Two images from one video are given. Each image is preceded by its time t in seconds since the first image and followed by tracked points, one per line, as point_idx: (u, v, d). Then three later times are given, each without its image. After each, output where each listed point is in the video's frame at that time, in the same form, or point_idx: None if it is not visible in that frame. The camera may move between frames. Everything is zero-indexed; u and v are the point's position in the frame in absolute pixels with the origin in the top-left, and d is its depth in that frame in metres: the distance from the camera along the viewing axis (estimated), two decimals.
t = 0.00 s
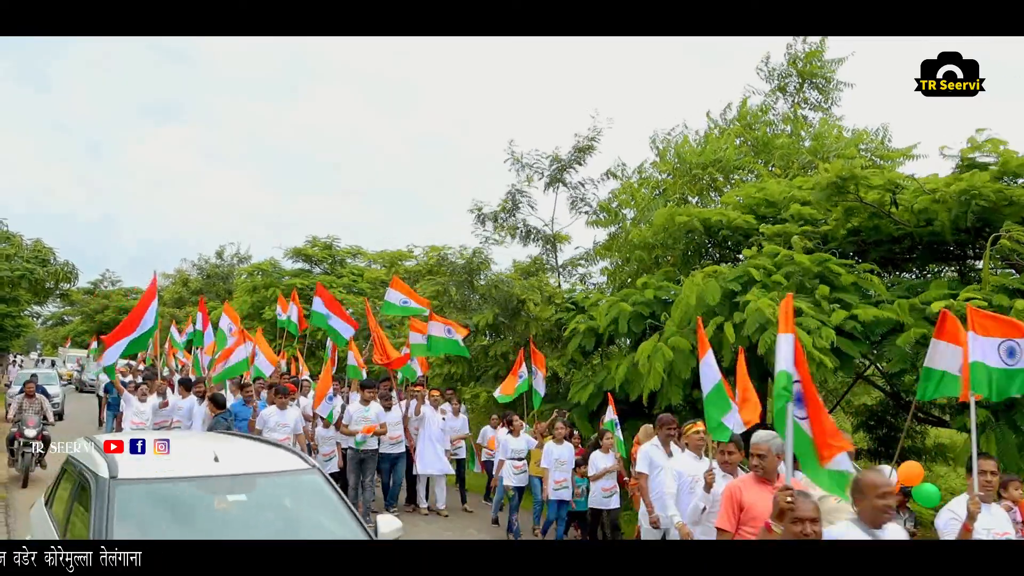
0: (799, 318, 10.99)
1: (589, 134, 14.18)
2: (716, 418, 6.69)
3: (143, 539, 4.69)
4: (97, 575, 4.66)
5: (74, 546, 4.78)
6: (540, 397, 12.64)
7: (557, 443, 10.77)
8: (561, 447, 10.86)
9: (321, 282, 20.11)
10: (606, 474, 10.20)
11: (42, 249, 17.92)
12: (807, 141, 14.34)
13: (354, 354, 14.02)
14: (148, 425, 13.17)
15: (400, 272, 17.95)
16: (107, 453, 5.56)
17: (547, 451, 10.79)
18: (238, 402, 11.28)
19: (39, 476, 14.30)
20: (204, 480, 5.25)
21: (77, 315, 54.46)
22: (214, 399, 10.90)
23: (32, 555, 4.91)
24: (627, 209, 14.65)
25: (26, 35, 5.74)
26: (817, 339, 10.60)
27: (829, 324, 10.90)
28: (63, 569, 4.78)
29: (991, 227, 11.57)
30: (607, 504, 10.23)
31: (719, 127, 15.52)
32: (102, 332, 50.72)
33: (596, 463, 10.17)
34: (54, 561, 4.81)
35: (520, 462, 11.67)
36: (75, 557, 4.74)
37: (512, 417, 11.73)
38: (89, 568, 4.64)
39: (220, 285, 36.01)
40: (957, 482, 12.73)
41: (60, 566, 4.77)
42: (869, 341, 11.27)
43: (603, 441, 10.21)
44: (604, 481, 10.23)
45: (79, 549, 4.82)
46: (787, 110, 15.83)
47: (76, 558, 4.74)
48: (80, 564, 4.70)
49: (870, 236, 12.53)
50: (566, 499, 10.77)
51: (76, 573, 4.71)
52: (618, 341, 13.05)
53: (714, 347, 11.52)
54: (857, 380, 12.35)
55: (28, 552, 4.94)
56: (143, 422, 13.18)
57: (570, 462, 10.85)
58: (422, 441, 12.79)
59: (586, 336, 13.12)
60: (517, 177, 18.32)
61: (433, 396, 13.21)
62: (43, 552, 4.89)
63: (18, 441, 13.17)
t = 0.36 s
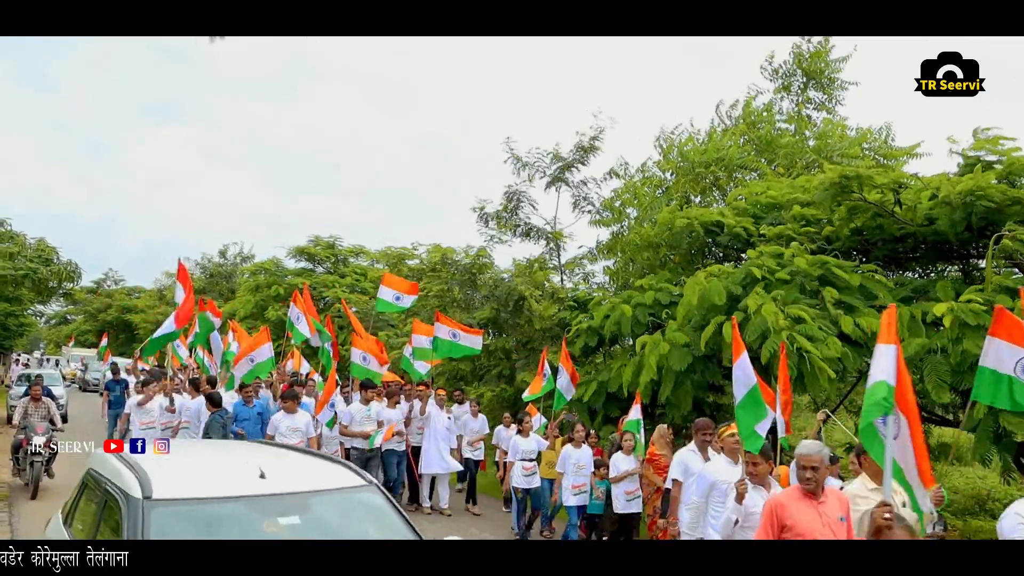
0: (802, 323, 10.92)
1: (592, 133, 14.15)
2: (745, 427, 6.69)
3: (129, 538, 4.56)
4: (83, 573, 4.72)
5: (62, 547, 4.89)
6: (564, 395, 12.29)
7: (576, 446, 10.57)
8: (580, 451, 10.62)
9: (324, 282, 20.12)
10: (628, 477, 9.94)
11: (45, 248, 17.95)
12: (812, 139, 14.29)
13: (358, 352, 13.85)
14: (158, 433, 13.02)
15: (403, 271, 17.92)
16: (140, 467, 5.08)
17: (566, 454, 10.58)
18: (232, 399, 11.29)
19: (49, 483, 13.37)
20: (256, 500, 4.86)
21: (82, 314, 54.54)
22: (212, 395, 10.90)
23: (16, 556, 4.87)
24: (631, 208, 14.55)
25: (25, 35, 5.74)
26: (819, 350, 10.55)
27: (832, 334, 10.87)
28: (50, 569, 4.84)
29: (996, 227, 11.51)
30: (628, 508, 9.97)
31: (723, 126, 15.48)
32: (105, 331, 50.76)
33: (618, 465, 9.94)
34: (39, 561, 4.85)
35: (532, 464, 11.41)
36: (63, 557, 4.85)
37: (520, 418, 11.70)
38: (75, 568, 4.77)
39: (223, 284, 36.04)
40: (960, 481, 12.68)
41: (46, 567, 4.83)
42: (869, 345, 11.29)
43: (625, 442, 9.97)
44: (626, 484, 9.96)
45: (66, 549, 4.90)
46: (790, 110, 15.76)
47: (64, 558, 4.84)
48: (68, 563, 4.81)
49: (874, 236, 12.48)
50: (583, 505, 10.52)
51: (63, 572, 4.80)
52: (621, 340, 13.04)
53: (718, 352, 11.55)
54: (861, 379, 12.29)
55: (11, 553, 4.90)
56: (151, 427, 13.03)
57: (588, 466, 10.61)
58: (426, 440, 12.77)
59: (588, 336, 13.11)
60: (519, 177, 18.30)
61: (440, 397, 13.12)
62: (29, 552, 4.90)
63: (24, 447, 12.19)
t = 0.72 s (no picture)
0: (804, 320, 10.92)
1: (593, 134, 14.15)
2: (780, 430, 6.26)
3: (119, 538, 4.56)
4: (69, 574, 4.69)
5: (50, 547, 4.84)
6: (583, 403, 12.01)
7: (595, 448, 10.13)
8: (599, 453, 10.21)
9: (327, 283, 20.15)
10: (648, 482, 9.71)
11: (48, 249, 18.00)
12: (816, 140, 14.26)
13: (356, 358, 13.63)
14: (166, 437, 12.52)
15: (405, 272, 17.91)
16: (175, 490, 4.39)
17: (585, 456, 10.14)
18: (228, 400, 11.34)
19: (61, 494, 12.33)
20: (306, 525, 4.24)
21: (86, 315, 54.67)
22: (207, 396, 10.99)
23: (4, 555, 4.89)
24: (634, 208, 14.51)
25: (26, 35, 5.76)
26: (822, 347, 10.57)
27: (833, 331, 10.84)
28: (36, 569, 4.81)
29: (998, 228, 11.47)
30: (650, 515, 9.73)
31: (726, 126, 15.45)
32: (109, 331, 50.88)
33: (638, 470, 9.70)
34: (26, 561, 4.83)
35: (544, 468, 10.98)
36: (50, 557, 4.80)
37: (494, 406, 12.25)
38: (63, 568, 4.73)
39: (226, 284, 36.13)
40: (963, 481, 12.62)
41: (33, 567, 4.79)
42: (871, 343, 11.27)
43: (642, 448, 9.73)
44: (646, 490, 9.72)
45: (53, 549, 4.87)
46: (794, 110, 15.73)
47: (50, 558, 4.80)
48: (54, 563, 4.77)
49: (876, 237, 12.47)
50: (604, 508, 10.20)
51: (49, 573, 4.75)
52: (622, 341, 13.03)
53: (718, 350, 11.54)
54: (863, 379, 12.29)
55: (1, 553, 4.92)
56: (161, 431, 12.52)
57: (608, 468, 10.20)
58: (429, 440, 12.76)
59: (590, 335, 13.14)
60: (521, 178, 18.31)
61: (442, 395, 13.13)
62: (17, 552, 4.89)
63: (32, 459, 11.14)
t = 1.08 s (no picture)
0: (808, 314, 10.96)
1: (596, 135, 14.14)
2: (837, 438, 5.81)
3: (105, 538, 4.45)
4: (57, 574, 4.58)
5: (36, 545, 4.70)
6: (594, 403, 11.62)
7: (621, 454, 9.81)
8: (626, 460, 9.85)
9: (329, 284, 20.18)
10: (674, 487, 9.32)
11: (52, 251, 18.00)
12: (818, 141, 14.24)
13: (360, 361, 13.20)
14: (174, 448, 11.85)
15: (408, 274, 17.89)
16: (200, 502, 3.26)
17: (610, 462, 9.81)
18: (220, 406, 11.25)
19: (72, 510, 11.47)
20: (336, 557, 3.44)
21: (89, 316, 54.79)
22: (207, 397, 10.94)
23: None
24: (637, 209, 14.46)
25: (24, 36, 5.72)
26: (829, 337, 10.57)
27: (841, 321, 10.90)
28: (22, 569, 4.67)
29: (1000, 228, 11.45)
30: (672, 519, 9.31)
31: (728, 127, 15.43)
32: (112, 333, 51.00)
33: (664, 473, 9.29)
34: (12, 561, 4.67)
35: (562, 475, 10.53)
36: (36, 556, 4.66)
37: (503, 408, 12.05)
38: (49, 568, 4.59)
39: (229, 286, 36.24)
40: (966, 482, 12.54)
41: (19, 567, 4.65)
42: (876, 343, 11.20)
43: (671, 451, 9.30)
44: (671, 494, 9.34)
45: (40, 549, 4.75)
46: (798, 111, 15.70)
47: (37, 558, 4.66)
48: (41, 563, 4.64)
49: (879, 238, 12.47)
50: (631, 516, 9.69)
51: (36, 573, 4.62)
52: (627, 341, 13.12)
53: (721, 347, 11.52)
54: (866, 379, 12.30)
55: None
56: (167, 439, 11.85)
57: (636, 475, 9.72)
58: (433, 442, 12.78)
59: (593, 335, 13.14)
60: (524, 179, 18.31)
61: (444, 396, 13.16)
62: (1, 552, 4.71)
63: (45, 471, 10.24)
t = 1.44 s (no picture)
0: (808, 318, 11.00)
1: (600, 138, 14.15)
2: (895, 452, 5.22)
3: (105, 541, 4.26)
4: None
5: (22, 546, 4.51)
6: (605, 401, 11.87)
7: (649, 461, 9.03)
8: (654, 469, 9.11)
9: (333, 287, 20.17)
10: (709, 497, 8.51)
11: (56, 254, 18.00)
12: (822, 143, 14.22)
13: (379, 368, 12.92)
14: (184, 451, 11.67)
15: (412, 277, 17.87)
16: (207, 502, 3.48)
17: (639, 472, 9.03)
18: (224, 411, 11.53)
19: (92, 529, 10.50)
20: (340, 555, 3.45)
21: (93, 320, 54.81)
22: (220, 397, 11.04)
23: None
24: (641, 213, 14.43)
25: (27, 35, 5.72)
26: (831, 338, 10.67)
27: (841, 325, 10.94)
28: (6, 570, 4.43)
29: (1005, 230, 11.46)
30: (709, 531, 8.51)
31: (733, 130, 15.42)
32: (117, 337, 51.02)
33: (698, 482, 8.51)
34: None
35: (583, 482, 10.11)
36: (21, 556, 4.47)
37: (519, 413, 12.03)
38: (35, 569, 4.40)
39: (234, 289, 36.28)
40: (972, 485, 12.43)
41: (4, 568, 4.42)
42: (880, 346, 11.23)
43: (706, 458, 8.54)
44: (707, 504, 8.53)
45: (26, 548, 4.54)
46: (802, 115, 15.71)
47: (24, 558, 4.46)
48: (27, 564, 4.45)
49: (883, 240, 12.47)
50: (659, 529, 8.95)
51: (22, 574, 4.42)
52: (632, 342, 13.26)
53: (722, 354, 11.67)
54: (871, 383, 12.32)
55: None
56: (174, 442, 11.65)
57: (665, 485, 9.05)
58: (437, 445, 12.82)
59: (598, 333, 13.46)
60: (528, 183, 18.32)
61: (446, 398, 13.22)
62: None
63: (60, 488, 9.37)
